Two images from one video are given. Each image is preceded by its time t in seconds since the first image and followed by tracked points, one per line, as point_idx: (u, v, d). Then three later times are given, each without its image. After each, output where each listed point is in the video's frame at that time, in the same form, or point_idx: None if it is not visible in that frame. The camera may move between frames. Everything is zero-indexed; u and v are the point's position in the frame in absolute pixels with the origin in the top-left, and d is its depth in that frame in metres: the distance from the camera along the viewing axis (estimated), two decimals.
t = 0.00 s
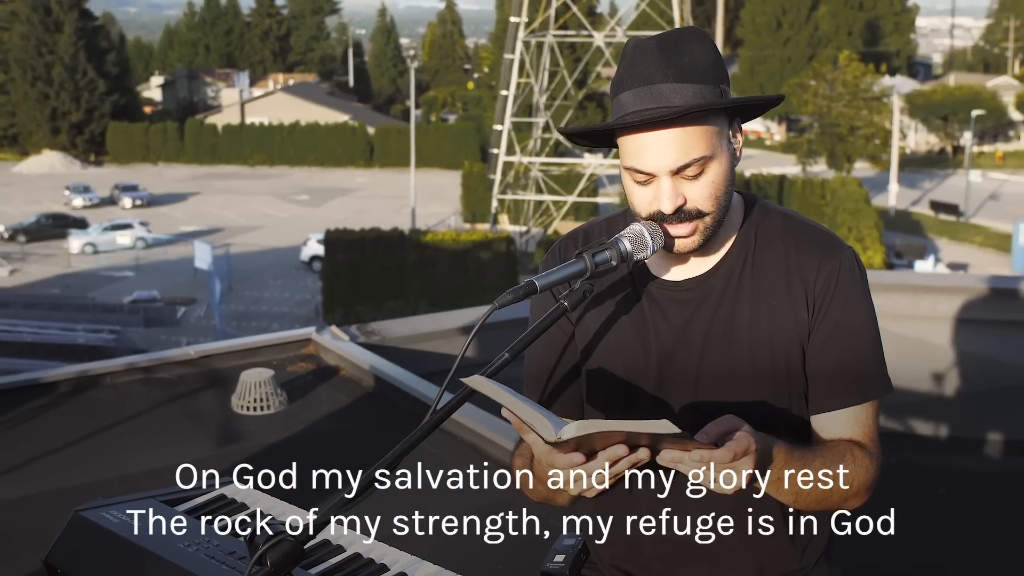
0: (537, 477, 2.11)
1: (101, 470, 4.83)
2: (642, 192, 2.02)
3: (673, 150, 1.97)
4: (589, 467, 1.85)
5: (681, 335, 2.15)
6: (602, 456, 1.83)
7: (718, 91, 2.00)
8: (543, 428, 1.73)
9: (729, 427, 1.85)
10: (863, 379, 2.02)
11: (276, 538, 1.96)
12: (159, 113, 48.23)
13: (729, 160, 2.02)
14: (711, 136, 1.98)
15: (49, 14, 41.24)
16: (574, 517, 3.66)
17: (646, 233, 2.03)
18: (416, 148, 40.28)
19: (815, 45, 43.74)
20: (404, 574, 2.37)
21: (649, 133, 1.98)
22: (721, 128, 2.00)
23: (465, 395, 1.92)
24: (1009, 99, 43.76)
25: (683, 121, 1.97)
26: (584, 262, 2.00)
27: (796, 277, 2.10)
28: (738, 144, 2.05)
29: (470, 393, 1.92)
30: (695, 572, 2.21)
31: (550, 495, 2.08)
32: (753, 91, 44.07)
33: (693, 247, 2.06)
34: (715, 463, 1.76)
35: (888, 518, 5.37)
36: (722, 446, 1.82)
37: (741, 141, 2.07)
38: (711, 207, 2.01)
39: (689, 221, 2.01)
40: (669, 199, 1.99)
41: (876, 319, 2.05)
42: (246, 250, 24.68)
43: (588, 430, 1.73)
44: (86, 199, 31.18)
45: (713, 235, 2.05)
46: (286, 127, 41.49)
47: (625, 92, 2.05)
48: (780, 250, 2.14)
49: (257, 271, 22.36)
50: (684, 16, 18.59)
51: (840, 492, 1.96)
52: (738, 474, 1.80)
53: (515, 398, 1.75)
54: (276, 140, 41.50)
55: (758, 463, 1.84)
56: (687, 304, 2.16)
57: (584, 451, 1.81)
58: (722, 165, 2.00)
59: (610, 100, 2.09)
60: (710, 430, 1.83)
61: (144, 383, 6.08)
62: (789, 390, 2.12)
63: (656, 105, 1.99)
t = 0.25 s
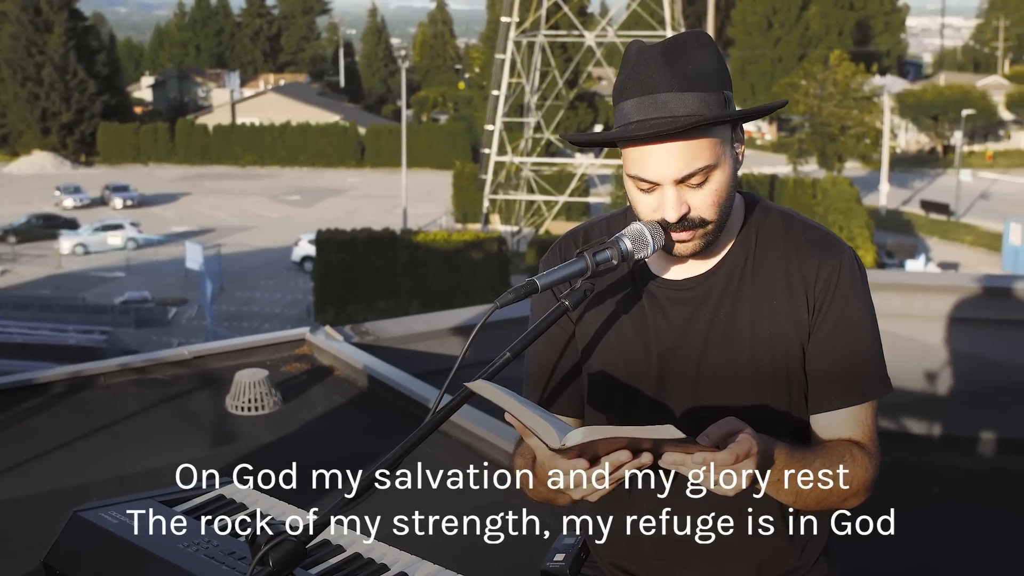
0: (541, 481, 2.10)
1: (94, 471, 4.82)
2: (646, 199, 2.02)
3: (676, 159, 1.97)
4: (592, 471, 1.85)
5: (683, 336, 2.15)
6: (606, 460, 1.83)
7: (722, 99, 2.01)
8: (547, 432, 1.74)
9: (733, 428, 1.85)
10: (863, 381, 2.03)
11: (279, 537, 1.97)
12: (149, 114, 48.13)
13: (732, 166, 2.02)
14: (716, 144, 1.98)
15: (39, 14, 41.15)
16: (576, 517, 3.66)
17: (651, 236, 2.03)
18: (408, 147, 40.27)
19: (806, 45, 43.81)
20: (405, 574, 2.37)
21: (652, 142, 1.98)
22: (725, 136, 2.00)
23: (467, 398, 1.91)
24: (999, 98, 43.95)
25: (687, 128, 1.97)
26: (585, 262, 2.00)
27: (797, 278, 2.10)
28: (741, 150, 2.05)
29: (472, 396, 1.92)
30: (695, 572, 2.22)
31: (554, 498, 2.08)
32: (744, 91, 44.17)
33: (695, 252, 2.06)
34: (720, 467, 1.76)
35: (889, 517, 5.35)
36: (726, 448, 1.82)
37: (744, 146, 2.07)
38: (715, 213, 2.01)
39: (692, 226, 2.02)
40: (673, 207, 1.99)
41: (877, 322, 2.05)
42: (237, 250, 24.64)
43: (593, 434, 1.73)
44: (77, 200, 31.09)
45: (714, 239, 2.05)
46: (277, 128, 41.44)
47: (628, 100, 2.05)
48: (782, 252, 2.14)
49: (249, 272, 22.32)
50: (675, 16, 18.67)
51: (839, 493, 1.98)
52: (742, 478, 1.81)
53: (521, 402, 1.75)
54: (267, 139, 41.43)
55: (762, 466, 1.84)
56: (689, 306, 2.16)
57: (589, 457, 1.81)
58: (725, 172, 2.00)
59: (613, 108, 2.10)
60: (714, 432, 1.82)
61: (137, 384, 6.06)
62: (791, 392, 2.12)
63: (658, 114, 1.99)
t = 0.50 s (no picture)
0: (547, 478, 2.10)
1: (92, 472, 4.81)
2: (649, 191, 2.02)
3: (679, 150, 1.97)
4: (596, 467, 1.85)
5: (687, 334, 2.16)
6: (613, 454, 1.83)
7: (725, 91, 2.00)
8: (553, 429, 1.74)
9: (738, 425, 1.85)
10: (867, 379, 2.03)
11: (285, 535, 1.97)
12: (144, 114, 48.08)
13: (735, 159, 2.02)
14: (718, 135, 1.98)
15: (33, 14, 41.10)
16: (577, 516, 3.66)
17: (653, 231, 2.03)
18: (403, 147, 40.27)
19: (800, 45, 43.82)
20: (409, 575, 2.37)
21: (655, 135, 1.98)
22: (728, 128, 2.00)
23: (470, 396, 1.91)
24: (993, 97, 44.05)
25: (690, 121, 1.97)
26: (589, 260, 2.00)
27: (801, 276, 2.10)
28: (743, 144, 2.05)
29: (477, 392, 1.92)
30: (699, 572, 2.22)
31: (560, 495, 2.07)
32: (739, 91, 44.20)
33: (697, 247, 2.06)
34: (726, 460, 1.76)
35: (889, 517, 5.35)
36: (730, 445, 1.82)
37: (746, 140, 2.07)
38: (718, 206, 2.01)
39: (695, 220, 2.02)
40: (675, 199, 1.99)
41: (879, 319, 2.06)
42: (232, 250, 24.61)
43: (598, 429, 1.72)
44: (72, 200, 31.05)
45: (717, 234, 2.05)
46: (272, 128, 41.41)
47: (630, 92, 2.04)
48: (785, 250, 2.14)
49: (244, 272, 22.30)
50: (669, 16, 18.72)
51: (842, 490, 1.97)
52: (747, 474, 1.81)
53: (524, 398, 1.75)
54: (261, 139, 41.40)
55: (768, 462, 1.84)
56: (693, 303, 2.16)
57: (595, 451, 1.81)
58: (728, 164, 2.00)
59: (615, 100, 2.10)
60: (718, 429, 1.82)
61: (135, 384, 6.05)
62: (795, 390, 2.12)
63: (661, 105, 1.99)
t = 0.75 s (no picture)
0: (553, 478, 2.09)
1: (90, 473, 4.80)
2: (653, 191, 2.01)
3: (683, 149, 1.97)
4: (603, 466, 1.85)
5: (692, 333, 2.15)
6: (619, 454, 1.82)
7: (729, 89, 2.00)
8: (561, 427, 1.74)
9: (746, 422, 1.85)
10: (871, 380, 2.02)
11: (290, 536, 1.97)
12: (139, 114, 48.02)
13: (739, 158, 2.02)
14: (724, 134, 1.98)
15: (28, 15, 41.04)
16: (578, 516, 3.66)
17: (657, 231, 2.02)
18: (398, 148, 40.31)
19: (795, 45, 43.79)
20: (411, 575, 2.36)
21: (659, 129, 1.98)
22: (731, 126, 2.00)
23: (476, 397, 1.91)
24: (988, 97, 44.12)
25: (694, 118, 1.96)
26: (595, 259, 2.00)
27: (804, 275, 2.10)
28: (747, 142, 2.05)
29: (483, 391, 1.92)
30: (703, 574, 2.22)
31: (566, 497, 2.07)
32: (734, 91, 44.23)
33: (701, 247, 2.06)
34: (728, 458, 1.76)
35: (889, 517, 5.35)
36: (738, 441, 1.82)
37: (750, 138, 2.07)
38: (721, 205, 2.01)
39: (699, 219, 2.02)
40: (680, 198, 1.99)
41: (884, 318, 2.05)
42: (227, 251, 24.60)
43: (605, 428, 1.72)
44: (67, 200, 31.03)
45: (722, 233, 2.05)
46: (267, 128, 41.40)
47: (634, 91, 2.04)
48: (790, 247, 2.13)
49: (239, 272, 22.30)
50: (665, 16, 18.73)
51: (849, 488, 1.97)
52: (752, 473, 1.81)
53: (530, 398, 1.74)
54: (256, 139, 41.38)
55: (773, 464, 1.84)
56: (698, 302, 2.15)
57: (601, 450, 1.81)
58: (733, 162, 2.00)
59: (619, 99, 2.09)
60: (727, 427, 1.81)
61: (133, 385, 6.04)
62: (801, 389, 2.12)
63: (666, 103, 1.99)
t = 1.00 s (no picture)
0: (554, 478, 2.09)
1: (87, 473, 4.79)
2: (658, 192, 2.01)
3: (689, 150, 1.96)
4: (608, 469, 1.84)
5: (695, 334, 2.15)
6: (624, 454, 1.82)
7: (734, 90, 2.00)
8: (565, 427, 1.73)
9: (750, 422, 1.85)
10: (875, 380, 2.02)
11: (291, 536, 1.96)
12: (132, 115, 47.91)
13: (744, 159, 2.01)
14: (728, 135, 1.97)
15: (21, 15, 40.93)
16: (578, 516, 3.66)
17: (661, 231, 2.01)
18: (392, 148, 40.31)
19: (790, 44, 43.71)
20: None
21: (663, 130, 1.97)
22: (736, 127, 1.99)
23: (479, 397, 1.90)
24: (982, 97, 44.17)
25: (699, 120, 1.96)
26: (598, 260, 1.99)
27: (809, 275, 2.10)
28: (752, 143, 2.05)
29: (485, 391, 1.92)
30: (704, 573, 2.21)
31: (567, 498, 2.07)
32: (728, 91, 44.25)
33: (705, 247, 2.05)
34: (733, 458, 1.75)
35: (888, 516, 5.35)
36: (743, 442, 1.81)
37: (755, 139, 2.07)
38: (726, 206, 2.00)
39: (704, 221, 2.01)
40: (685, 199, 1.98)
41: (887, 318, 2.05)
42: (222, 251, 24.57)
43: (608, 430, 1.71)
44: (60, 200, 30.97)
45: (726, 233, 2.04)
46: (261, 129, 41.36)
47: (639, 92, 2.04)
48: (793, 248, 2.13)
49: (234, 272, 22.28)
50: (659, 16, 18.74)
51: (851, 490, 1.97)
52: (756, 473, 1.81)
53: (535, 399, 1.74)
54: (250, 139, 41.33)
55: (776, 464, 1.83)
56: (702, 303, 2.15)
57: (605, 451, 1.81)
58: (738, 163, 1.99)
59: (623, 100, 2.09)
60: (732, 426, 1.81)
61: (129, 385, 6.02)
62: (804, 389, 2.12)
63: (671, 105, 1.98)
